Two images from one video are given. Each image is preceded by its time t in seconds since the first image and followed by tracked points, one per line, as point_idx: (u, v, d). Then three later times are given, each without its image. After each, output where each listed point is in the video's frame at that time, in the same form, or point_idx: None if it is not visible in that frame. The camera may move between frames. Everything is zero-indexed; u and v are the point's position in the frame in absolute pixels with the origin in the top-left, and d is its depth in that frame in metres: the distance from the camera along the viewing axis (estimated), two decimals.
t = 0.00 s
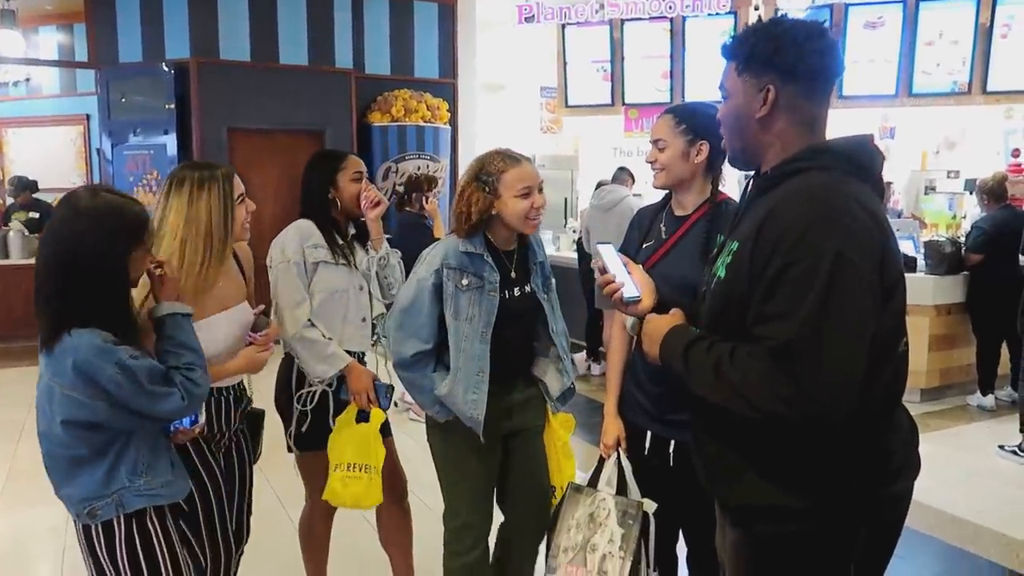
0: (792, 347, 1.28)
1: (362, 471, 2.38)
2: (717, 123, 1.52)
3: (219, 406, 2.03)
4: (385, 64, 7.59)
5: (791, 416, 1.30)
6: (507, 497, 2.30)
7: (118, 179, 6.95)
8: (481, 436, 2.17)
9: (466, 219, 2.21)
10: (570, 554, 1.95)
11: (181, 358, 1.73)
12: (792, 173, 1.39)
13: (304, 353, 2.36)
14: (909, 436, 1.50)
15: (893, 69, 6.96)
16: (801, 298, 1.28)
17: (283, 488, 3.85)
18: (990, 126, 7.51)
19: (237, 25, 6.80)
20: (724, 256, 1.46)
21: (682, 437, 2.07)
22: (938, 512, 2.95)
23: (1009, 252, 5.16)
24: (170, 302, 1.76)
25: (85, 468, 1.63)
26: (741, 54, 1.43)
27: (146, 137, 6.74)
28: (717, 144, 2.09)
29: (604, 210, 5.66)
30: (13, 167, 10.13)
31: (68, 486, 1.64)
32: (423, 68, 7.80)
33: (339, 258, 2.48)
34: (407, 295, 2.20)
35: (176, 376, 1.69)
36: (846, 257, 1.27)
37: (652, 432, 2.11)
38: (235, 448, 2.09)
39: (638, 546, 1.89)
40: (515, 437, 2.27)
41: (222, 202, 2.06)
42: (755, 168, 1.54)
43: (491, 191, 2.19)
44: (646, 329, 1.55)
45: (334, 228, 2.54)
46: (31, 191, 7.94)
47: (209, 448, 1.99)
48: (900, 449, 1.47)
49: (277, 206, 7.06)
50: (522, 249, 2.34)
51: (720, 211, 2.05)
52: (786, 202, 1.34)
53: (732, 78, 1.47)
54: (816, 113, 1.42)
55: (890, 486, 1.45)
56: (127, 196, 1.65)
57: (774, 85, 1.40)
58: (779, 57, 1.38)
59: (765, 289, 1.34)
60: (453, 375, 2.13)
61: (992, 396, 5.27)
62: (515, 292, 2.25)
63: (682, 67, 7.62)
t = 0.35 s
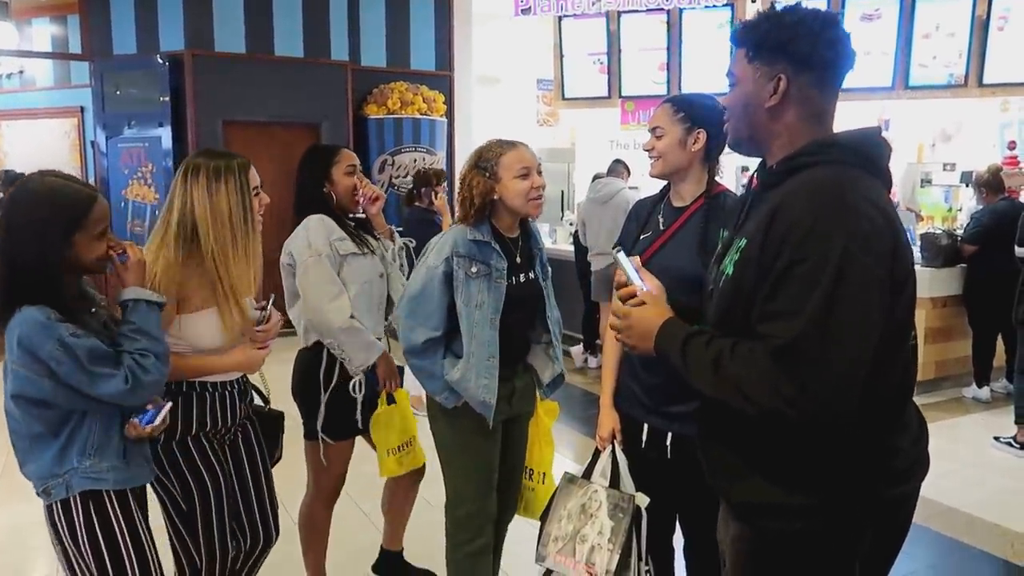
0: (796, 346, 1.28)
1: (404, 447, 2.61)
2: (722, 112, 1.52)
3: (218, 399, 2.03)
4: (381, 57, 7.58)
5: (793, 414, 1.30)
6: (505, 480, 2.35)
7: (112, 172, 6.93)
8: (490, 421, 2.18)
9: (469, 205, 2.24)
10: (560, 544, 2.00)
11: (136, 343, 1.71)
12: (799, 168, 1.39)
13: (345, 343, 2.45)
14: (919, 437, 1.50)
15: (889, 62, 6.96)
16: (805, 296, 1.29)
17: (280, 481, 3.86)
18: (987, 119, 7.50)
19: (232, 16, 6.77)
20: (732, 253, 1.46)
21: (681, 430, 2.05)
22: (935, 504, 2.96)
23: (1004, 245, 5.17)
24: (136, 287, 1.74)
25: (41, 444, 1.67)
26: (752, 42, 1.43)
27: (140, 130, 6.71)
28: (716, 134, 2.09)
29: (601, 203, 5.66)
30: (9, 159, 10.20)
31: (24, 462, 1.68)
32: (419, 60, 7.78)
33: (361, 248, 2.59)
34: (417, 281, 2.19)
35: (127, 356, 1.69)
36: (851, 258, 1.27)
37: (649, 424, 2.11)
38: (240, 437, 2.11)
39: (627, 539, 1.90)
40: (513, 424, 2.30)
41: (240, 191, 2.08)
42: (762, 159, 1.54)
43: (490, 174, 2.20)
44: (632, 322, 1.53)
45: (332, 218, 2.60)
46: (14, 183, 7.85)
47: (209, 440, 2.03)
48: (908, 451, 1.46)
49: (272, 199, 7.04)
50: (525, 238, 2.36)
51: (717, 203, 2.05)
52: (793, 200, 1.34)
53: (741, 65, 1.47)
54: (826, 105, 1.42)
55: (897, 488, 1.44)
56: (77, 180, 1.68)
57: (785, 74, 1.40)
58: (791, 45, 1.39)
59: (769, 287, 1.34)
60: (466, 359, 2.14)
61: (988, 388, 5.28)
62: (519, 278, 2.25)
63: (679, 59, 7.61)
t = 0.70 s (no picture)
0: (770, 347, 1.20)
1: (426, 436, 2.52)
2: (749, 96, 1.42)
3: (232, 390, 2.04)
4: (377, 55, 7.57)
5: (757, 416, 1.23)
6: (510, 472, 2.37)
7: (108, 170, 6.91)
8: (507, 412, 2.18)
9: (459, 204, 2.23)
10: (563, 548, 1.96)
11: (135, 344, 1.71)
12: (813, 165, 1.29)
13: (394, 341, 2.48)
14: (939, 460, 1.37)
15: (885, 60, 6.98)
16: (788, 296, 1.20)
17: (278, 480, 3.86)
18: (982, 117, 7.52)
19: (228, 14, 6.75)
20: (744, 251, 1.38)
21: (682, 428, 2.05)
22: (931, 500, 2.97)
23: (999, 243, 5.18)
24: (135, 289, 1.75)
25: (34, 431, 1.66)
26: (780, 25, 1.32)
27: (136, 128, 6.69)
28: (716, 130, 2.09)
29: (597, 201, 5.66)
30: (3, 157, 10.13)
31: (20, 450, 1.68)
32: (415, 59, 7.77)
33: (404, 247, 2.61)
34: (421, 282, 2.16)
35: (123, 354, 1.68)
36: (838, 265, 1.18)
37: (648, 423, 2.10)
38: (254, 432, 2.11)
39: (631, 539, 1.90)
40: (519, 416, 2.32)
41: (239, 190, 2.06)
42: (788, 149, 1.43)
43: (477, 170, 2.22)
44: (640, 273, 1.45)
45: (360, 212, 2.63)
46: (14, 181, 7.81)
47: (223, 434, 2.03)
48: (919, 476, 1.34)
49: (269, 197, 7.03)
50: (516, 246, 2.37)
51: (716, 199, 2.06)
52: (799, 196, 1.24)
53: (769, 49, 1.36)
54: (858, 95, 1.30)
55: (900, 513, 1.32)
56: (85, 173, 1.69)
57: (811, 62, 1.29)
58: (821, 31, 1.27)
59: (755, 285, 1.25)
60: (481, 348, 2.13)
61: (983, 385, 5.29)
62: (515, 268, 2.29)
63: (675, 57, 7.61)
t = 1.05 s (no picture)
0: (765, 372, 1.09)
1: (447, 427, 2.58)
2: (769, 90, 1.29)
3: (241, 380, 2.05)
4: (372, 51, 7.54)
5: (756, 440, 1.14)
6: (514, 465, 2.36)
7: (103, 166, 6.87)
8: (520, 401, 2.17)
9: (445, 205, 2.25)
10: (573, 552, 1.96)
11: (155, 343, 1.71)
12: (826, 170, 1.16)
13: (391, 337, 2.46)
14: (985, 481, 1.20)
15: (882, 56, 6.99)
16: (786, 315, 1.09)
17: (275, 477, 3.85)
18: (976, 113, 7.54)
19: (223, 9, 6.73)
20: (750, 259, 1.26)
21: (682, 422, 2.05)
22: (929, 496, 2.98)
23: (996, 238, 5.17)
24: (154, 289, 1.75)
25: (50, 434, 1.65)
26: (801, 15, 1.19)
27: (132, 124, 6.67)
28: (714, 127, 2.09)
29: (594, 196, 5.67)
30: None
31: (39, 453, 1.66)
32: (411, 54, 7.76)
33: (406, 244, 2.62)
34: (417, 283, 2.16)
35: (144, 353, 1.69)
36: (839, 278, 1.05)
37: (649, 418, 2.10)
38: (260, 421, 2.12)
39: (639, 537, 1.91)
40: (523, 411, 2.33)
41: (233, 181, 2.07)
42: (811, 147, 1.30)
43: (458, 170, 2.24)
44: (644, 283, 1.38)
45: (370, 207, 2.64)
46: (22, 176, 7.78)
47: (230, 424, 2.04)
48: (961, 503, 1.17)
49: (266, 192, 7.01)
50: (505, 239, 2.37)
51: (714, 197, 2.05)
52: (806, 202, 1.12)
53: (793, 40, 1.23)
54: (888, 92, 1.17)
55: (937, 548, 1.16)
56: (99, 168, 1.68)
57: (838, 54, 1.15)
58: (847, 22, 1.13)
59: (754, 301, 1.14)
60: (485, 340, 2.12)
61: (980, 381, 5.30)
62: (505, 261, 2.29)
63: (672, 53, 7.61)
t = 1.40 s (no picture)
0: (743, 370, 1.09)
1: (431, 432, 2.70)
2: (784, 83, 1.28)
3: (238, 379, 2.06)
4: (370, 49, 7.54)
5: (736, 435, 1.13)
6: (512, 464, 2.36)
7: (101, 165, 6.86)
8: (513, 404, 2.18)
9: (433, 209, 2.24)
10: (580, 555, 1.96)
11: (175, 347, 1.70)
12: (831, 165, 1.16)
13: (379, 337, 2.49)
14: (980, 492, 1.19)
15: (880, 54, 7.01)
16: (763, 315, 1.09)
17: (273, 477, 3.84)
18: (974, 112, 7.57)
19: (221, 8, 6.72)
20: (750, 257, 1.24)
21: (683, 422, 2.05)
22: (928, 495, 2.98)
23: (994, 237, 5.18)
24: (168, 294, 1.75)
25: (77, 447, 1.64)
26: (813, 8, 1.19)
27: (130, 123, 6.66)
28: (716, 126, 2.09)
29: (592, 195, 5.67)
30: None
31: (67, 467, 1.66)
32: (410, 52, 7.76)
33: (399, 247, 2.63)
34: (406, 292, 2.18)
35: (166, 359, 1.68)
36: (820, 275, 1.05)
37: (650, 417, 2.10)
38: (251, 419, 2.11)
39: (644, 535, 1.92)
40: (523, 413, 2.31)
41: (239, 187, 2.07)
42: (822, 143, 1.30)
43: (447, 175, 2.21)
44: (651, 275, 1.36)
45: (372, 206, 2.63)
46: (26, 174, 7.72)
47: (228, 422, 2.04)
48: (951, 511, 1.16)
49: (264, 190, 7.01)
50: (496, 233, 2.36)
51: (716, 197, 2.06)
52: (799, 198, 1.12)
53: (807, 34, 1.23)
54: (902, 85, 1.17)
55: (921, 553, 1.16)
56: (106, 174, 1.66)
57: (851, 45, 1.15)
58: (856, 15, 1.13)
59: (740, 298, 1.14)
60: (470, 347, 2.12)
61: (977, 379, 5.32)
62: (499, 263, 2.27)
63: (670, 51, 7.62)
